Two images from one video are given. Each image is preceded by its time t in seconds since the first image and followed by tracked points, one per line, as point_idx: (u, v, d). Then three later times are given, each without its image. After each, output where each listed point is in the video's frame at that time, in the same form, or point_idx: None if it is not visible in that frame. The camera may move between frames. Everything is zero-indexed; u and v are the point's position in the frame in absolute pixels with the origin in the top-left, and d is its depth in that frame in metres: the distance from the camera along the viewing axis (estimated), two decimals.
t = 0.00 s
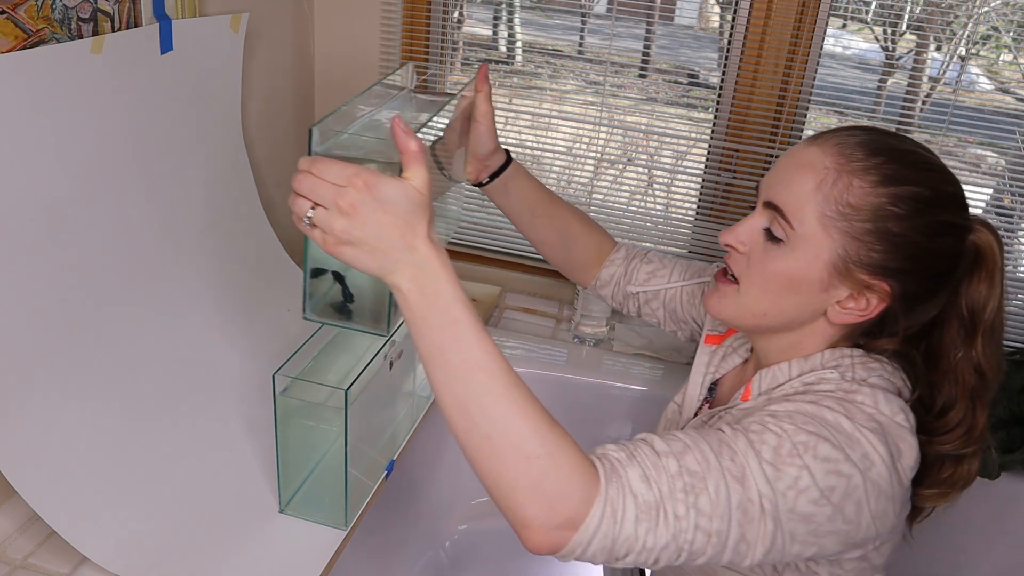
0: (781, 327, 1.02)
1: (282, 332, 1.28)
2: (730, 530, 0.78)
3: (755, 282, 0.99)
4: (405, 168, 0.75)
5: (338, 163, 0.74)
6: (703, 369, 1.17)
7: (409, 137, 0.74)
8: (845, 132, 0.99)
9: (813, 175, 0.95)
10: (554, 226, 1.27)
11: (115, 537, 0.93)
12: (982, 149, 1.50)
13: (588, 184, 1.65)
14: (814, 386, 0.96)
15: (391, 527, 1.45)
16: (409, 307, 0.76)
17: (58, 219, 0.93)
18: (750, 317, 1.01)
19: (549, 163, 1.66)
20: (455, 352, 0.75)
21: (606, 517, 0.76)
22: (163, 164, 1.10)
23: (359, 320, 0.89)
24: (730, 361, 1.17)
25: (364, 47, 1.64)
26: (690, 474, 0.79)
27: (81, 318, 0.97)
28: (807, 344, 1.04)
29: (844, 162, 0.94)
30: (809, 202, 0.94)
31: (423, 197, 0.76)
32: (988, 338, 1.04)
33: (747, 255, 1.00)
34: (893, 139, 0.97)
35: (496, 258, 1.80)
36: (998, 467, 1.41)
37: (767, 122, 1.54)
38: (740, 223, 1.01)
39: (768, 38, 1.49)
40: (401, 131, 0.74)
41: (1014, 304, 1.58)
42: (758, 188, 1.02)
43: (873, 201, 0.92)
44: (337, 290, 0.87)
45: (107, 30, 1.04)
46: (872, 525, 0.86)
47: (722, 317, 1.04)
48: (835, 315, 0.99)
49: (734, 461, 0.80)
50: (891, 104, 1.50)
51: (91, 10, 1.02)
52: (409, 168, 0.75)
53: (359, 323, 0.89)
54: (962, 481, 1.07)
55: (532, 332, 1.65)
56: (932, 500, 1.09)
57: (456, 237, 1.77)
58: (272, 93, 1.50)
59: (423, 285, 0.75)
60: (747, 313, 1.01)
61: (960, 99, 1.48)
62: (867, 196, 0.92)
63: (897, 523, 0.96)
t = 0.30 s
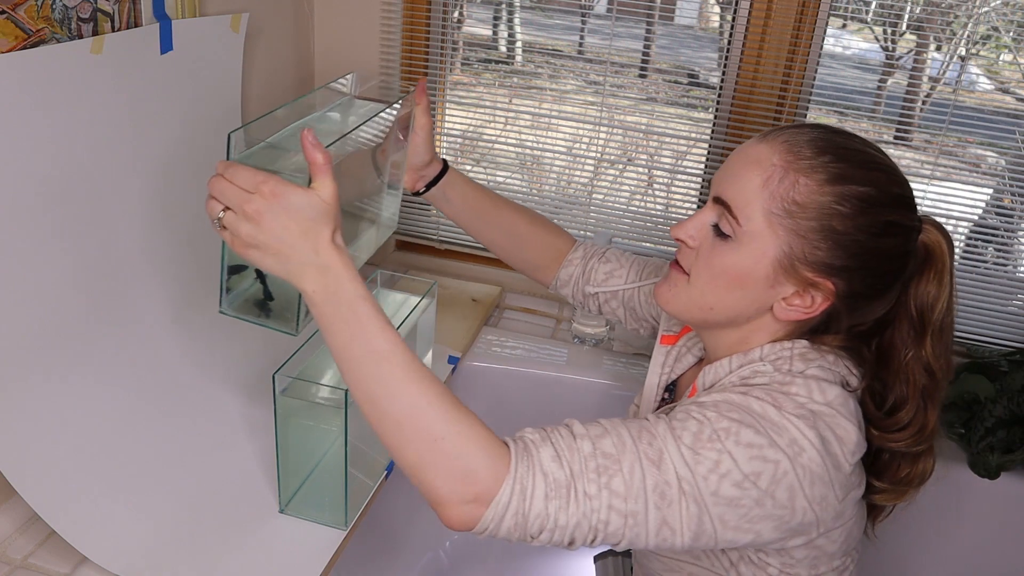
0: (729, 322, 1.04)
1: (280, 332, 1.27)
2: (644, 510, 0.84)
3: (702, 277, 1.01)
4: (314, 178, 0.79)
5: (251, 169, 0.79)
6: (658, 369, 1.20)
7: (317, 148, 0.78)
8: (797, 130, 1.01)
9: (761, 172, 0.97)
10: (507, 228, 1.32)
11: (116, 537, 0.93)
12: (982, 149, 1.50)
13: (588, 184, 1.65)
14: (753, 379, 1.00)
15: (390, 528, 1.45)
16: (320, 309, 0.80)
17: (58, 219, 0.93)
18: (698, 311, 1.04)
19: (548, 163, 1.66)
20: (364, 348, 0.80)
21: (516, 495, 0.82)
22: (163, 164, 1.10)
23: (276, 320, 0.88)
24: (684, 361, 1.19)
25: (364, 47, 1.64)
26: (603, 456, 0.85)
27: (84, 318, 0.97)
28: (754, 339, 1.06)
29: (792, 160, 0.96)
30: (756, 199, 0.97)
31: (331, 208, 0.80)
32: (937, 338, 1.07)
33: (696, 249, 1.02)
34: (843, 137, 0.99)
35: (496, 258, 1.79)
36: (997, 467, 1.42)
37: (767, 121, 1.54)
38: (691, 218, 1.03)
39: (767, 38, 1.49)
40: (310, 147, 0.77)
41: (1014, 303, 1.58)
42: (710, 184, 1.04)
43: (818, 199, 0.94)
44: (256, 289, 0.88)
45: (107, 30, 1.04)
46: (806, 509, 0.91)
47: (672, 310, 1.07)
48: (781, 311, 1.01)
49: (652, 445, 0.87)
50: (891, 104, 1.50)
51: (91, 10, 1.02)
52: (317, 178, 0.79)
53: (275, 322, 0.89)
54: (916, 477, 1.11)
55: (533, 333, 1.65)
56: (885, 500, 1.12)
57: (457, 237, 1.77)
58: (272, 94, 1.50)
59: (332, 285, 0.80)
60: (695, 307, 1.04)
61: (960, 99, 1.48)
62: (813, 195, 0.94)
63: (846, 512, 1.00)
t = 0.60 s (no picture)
0: (705, 327, 1.05)
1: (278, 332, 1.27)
2: (600, 508, 0.86)
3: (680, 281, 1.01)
4: (270, 198, 0.82)
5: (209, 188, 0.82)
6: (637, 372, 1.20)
7: (271, 169, 0.81)
8: (781, 138, 1.00)
9: (743, 180, 0.97)
10: (482, 237, 1.34)
11: (115, 537, 0.93)
12: (982, 149, 1.50)
13: (588, 184, 1.65)
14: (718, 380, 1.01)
15: (388, 528, 1.44)
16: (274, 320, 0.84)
17: (58, 219, 0.93)
18: (674, 315, 1.04)
19: (548, 163, 1.66)
20: (316, 354, 0.84)
21: (470, 490, 0.84)
22: (163, 164, 1.10)
23: (234, 327, 0.94)
24: (661, 364, 1.19)
25: (364, 47, 1.64)
26: (560, 455, 0.88)
27: (84, 319, 0.97)
28: (728, 343, 1.07)
29: (775, 169, 0.96)
30: (737, 207, 0.97)
31: (285, 226, 0.83)
32: (915, 350, 1.07)
33: (674, 253, 1.02)
34: (827, 147, 0.99)
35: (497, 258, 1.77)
36: (998, 467, 1.42)
37: (767, 120, 1.54)
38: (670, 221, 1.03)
39: (767, 39, 1.50)
40: (265, 169, 0.80)
41: (1014, 303, 1.58)
42: (693, 187, 1.04)
43: (799, 210, 0.94)
44: (217, 299, 0.94)
45: (107, 30, 1.04)
46: (772, 508, 0.92)
47: (649, 313, 1.06)
48: (756, 319, 1.01)
49: (609, 444, 0.89)
50: (891, 104, 1.50)
51: (91, 10, 1.02)
52: (273, 198, 0.82)
53: (234, 330, 0.94)
54: (894, 488, 1.11)
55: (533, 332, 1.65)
56: (862, 504, 1.13)
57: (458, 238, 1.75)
58: (272, 94, 1.50)
59: (285, 298, 0.83)
60: (670, 311, 1.04)
61: (960, 99, 1.48)
62: (794, 206, 0.94)
63: (818, 509, 1.01)
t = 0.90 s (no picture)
0: (690, 330, 1.05)
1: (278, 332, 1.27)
2: (579, 521, 0.87)
3: (665, 282, 1.02)
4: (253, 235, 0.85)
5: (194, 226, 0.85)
6: (625, 376, 1.20)
7: (251, 208, 0.83)
8: (775, 144, 1.00)
9: (734, 185, 0.97)
10: (470, 252, 1.37)
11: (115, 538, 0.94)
12: (982, 150, 1.50)
13: (588, 184, 1.65)
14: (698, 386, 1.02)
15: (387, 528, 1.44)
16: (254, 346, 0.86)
17: (58, 219, 0.93)
18: (660, 317, 1.04)
19: (548, 163, 1.66)
20: (292, 379, 0.86)
21: (446, 510, 0.86)
22: (163, 164, 1.10)
23: (222, 356, 0.97)
24: (648, 368, 1.19)
25: (364, 47, 1.64)
26: (535, 469, 0.89)
27: (85, 320, 0.98)
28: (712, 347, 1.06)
29: (766, 175, 0.96)
30: (727, 211, 0.97)
31: (266, 261, 0.86)
32: (900, 359, 1.07)
33: (662, 253, 1.02)
34: (821, 155, 0.98)
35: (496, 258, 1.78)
36: (998, 467, 1.42)
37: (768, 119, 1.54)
38: (659, 222, 1.03)
39: (767, 38, 1.50)
40: (246, 211, 0.82)
41: (1014, 303, 1.58)
42: (682, 188, 1.04)
43: (787, 219, 0.94)
44: (205, 328, 0.97)
45: (107, 30, 1.04)
46: (754, 511, 0.92)
47: (634, 313, 1.07)
48: (740, 325, 1.01)
49: (585, 456, 0.90)
50: (891, 104, 1.50)
51: (91, 10, 1.01)
52: (254, 234, 0.85)
53: (224, 359, 0.97)
54: (883, 495, 1.11)
55: (533, 332, 1.65)
56: (851, 509, 1.13)
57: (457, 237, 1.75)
58: (272, 95, 1.49)
59: (265, 324, 0.86)
60: (655, 312, 1.04)
61: (960, 99, 1.48)
62: (782, 214, 0.94)
63: (804, 510, 1.00)
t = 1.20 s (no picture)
0: (680, 333, 1.04)
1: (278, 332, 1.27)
2: (569, 531, 0.87)
3: (650, 288, 1.02)
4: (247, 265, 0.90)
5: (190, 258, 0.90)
6: (618, 377, 1.18)
7: (245, 239, 0.88)
8: (747, 141, 1.00)
9: (707, 186, 0.97)
10: (462, 277, 1.41)
11: (116, 539, 0.94)
12: (982, 150, 1.50)
13: (588, 184, 1.65)
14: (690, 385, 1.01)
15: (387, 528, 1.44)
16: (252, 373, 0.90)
17: (57, 218, 0.93)
18: (649, 323, 1.04)
19: (548, 163, 1.66)
20: (281, 405, 0.88)
21: (436, 529, 0.86)
22: (163, 164, 1.10)
23: (222, 386, 1.04)
24: (640, 367, 1.19)
25: (364, 47, 1.64)
26: (522, 482, 0.88)
27: (86, 320, 0.98)
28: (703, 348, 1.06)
29: (739, 173, 0.96)
30: (703, 213, 0.96)
31: (263, 290, 0.91)
32: (890, 345, 1.06)
33: (644, 260, 1.02)
34: (792, 149, 0.98)
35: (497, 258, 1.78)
36: (998, 467, 1.42)
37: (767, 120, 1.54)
38: (639, 228, 1.03)
39: (767, 38, 1.50)
40: (241, 241, 0.87)
41: (1014, 303, 1.58)
42: (659, 193, 1.04)
43: (763, 215, 0.94)
44: (206, 360, 1.04)
45: (107, 30, 1.04)
46: (747, 511, 0.92)
47: (623, 320, 1.07)
48: (727, 324, 1.01)
49: (572, 466, 0.89)
50: (891, 104, 1.50)
51: (91, 10, 1.01)
52: (249, 264, 0.89)
53: (224, 389, 1.04)
54: (881, 485, 1.10)
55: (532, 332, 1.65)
56: (851, 503, 1.11)
57: (457, 238, 1.75)
58: (272, 95, 1.49)
59: (261, 351, 0.89)
60: (645, 318, 1.04)
61: (960, 99, 1.48)
62: (758, 211, 0.94)
63: (798, 507, 0.99)
